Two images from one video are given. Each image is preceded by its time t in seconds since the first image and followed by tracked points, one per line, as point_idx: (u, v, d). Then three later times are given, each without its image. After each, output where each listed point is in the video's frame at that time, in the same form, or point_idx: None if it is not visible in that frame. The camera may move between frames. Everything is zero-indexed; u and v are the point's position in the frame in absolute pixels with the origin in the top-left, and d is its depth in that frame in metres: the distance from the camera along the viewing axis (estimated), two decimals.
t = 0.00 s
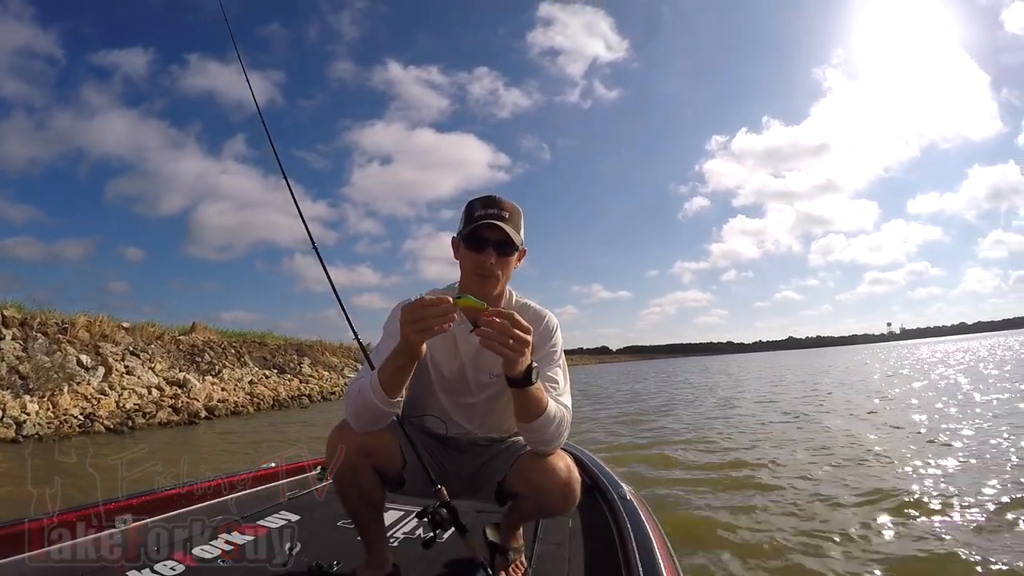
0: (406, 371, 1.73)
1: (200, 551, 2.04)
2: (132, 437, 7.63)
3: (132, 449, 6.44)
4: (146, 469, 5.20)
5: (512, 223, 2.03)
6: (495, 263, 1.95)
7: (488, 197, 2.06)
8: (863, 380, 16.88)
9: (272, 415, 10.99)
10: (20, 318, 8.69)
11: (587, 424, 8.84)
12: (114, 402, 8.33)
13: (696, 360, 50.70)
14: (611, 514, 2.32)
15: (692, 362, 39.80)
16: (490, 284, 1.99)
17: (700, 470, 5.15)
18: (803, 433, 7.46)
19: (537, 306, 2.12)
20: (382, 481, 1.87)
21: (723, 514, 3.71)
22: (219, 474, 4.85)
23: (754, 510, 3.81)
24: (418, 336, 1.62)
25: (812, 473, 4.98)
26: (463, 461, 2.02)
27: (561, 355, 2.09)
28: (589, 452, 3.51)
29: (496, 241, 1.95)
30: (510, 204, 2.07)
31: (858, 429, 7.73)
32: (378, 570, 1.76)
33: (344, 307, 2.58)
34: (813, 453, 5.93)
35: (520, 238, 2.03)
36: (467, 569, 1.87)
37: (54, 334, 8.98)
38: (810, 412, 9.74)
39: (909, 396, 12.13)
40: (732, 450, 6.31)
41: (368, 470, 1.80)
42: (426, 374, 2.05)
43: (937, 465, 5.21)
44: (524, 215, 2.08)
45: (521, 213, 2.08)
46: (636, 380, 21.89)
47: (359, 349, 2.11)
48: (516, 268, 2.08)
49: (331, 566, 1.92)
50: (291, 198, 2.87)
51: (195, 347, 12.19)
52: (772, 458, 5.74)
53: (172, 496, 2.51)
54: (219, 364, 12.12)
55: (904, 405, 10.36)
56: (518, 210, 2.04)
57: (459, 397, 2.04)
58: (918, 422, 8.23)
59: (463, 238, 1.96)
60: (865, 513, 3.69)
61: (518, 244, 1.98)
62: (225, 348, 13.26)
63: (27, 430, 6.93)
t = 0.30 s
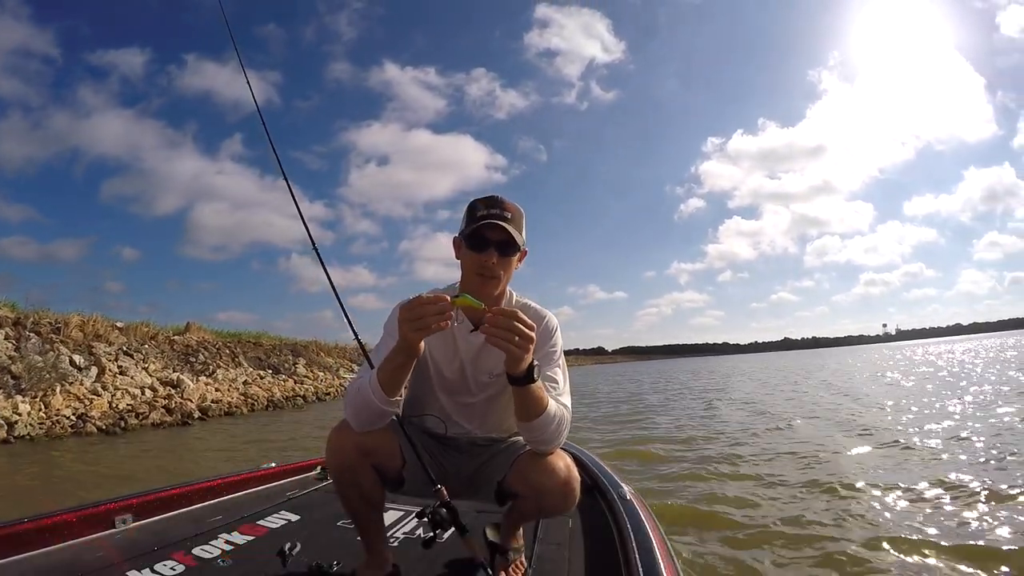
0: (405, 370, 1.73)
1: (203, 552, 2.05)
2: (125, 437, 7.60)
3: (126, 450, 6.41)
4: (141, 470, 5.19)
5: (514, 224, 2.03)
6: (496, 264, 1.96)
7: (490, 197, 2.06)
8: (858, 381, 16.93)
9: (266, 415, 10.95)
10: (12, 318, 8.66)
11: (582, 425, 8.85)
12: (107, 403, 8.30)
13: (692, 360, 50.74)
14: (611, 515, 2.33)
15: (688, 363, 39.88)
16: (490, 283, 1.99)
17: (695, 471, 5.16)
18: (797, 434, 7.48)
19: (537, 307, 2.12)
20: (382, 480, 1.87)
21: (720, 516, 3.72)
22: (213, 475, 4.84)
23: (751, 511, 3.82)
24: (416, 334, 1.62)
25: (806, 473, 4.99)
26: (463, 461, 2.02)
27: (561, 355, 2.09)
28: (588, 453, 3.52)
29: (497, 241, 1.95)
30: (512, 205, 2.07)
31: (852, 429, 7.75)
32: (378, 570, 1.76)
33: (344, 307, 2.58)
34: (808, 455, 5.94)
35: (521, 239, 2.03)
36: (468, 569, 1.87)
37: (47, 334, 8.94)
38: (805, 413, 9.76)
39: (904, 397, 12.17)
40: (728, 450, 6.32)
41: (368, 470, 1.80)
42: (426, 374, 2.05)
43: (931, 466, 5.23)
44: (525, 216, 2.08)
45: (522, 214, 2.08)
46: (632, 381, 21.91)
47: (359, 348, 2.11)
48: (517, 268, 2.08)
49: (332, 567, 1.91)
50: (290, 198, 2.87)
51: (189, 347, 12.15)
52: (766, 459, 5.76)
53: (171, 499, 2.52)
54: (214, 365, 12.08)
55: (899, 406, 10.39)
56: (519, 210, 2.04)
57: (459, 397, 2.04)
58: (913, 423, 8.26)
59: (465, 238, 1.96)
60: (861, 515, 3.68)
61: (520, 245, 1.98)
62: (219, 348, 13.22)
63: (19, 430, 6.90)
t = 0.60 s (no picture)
0: (405, 370, 1.73)
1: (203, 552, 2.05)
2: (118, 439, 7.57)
3: (118, 451, 6.38)
4: (134, 471, 5.16)
5: (506, 221, 2.03)
6: (491, 262, 1.96)
7: (481, 196, 2.07)
8: (853, 381, 17.00)
9: (261, 416, 10.92)
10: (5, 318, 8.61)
11: (577, 425, 8.86)
12: (100, 404, 8.26)
13: (687, 360, 50.84)
14: (611, 515, 2.34)
15: (683, 364, 39.92)
16: (486, 282, 1.99)
17: (690, 471, 5.17)
18: (792, 434, 7.50)
19: (535, 306, 2.13)
20: (382, 480, 1.87)
21: (716, 515, 3.73)
22: (207, 476, 4.83)
23: (746, 511, 3.83)
24: (416, 333, 1.62)
25: (800, 473, 5.00)
26: (463, 461, 2.02)
27: (561, 354, 2.09)
28: (589, 453, 3.54)
29: (490, 238, 1.95)
30: (504, 203, 2.07)
31: (847, 429, 7.78)
32: (378, 571, 1.76)
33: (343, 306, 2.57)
34: (803, 454, 5.96)
35: (514, 236, 2.03)
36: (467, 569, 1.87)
37: (39, 334, 8.90)
38: (800, 414, 9.80)
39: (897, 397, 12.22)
40: (723, 450, 6.34)
41: (368, 470, 1.80)
42: (426, 375, 2.05)
43: (925, 466, 5.25)
44: (518, 213, 2.08)
45: (515, 211, 2.08)
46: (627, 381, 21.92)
47: (358, 348, 2.12)
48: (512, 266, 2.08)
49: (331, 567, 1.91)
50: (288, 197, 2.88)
51: (183, 348, 12.10)
52: (761, 459, 5.77)
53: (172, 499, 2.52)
54: (208, 365, 12.04)
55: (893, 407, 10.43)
56: (512, 208, 2.05)
57: (458, 398, 2.04)
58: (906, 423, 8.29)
59: (458, 237, 1.97)
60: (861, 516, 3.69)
61: (513, 241, 1.98)
62: (213, 348, 13.18)
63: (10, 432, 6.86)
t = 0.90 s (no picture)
0: (398, 364, 1.72)
1: (202, 552, 2.04)
2: (111, 438, 7.54)
3: (112, 450, 6.36)
4: (129, 471, 5.15)
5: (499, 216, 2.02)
6: (487, 258, 1.95)
7: (472, 193, 2.06)
8: (847, 382, 17.06)
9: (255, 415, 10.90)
10: None
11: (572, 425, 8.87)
12: (93, 402, 8.24)
13: (683, 361, 50.88)
14: (610, 514, 2.35)
15: (679, 364, 39.98)
16: (483, 278, 1.98)
17: (685, 471, 5.18)
18: (785, 434, 7.53)
19: (534, 304, 2.12)
20: (383, 480, 1.88)
21: (710, 516, 3.74)
22: (201, 475, 4.81)
23: (741, 512, 3.83)
24: (401, 323, 1.60)
25: (795, 474, 5.01)
26: (464, 461, 2.02)
27: (562, 354, 2.09)
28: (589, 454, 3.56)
29: (482, 234, 1.93)
30: (495, 198, 2.06)
31: (841, 430, 7.80)
32: (378, 570, 1.76)
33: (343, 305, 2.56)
34: (797, 455, 5.97)
35: (507, 230, 2.01)
36: (467, 569, 1.88)
37: (33, 332, 8.87)
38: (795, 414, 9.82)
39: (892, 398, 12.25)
40: (720, 451, 6.34)
41: (369, 471, 1.80)
42: (427, 375, 2.06)
43: (918, 467, 5.26)
44: (510, 208, 2.06)
45: (507, 206, 2.07)
46: (623, 381, 21.93)
47: (358, 348, 2.12)
48: (508, 262, 2.06)
49: (330, 566, 1.91)
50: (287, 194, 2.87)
51: (177, 347, 12.07)
52: (755, 459, 5.78)
53: (173, 499, 2.52)
54: (203, 364, 12.01)
55: (887, 408, 10.46)
56: (503, 203, 2.03)
57: (460, 398, 2.05)
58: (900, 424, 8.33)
59: (451, 234, 1.96)
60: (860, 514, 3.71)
61: (506, 236, 1.96)
62: (208, 347, 13.14)
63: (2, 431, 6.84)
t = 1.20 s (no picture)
0: (395, 365, 1.72)
1: (202, 552, 2.04)
2: (104, 438, 7.52)
3: (105, 450, 6.35)
4: (123, 471, 5.14)
5: (496, 217, 2.02)
6: (484, 259, 1.95)
7: (469, 194, 2.06)
8: (842, 382, 17.09)
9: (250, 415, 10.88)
10: None
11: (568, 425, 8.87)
12: (87, 402, 8.21)
13: (679, 361, 50.89)
14: (610, 515, 2.35)
15: (675, 364, 39.99)
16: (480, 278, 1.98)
17: (680, 471, 5.18)
18: (780, 434, 7.54)
19: (533, 304, 2.12)
20: (382, 481, 1.88)
21: (706, 515, 3.75)
22: (196, 475, 4.80)
23: (736, 511, 3.84)
24: (401, 327, 1.60)
25: (789, 474, 5.01)
26: (464, 461, 2.03)
27: (560, 354, 2.09)
28: (588, 453, 3.57)
29: (479, 235, 1.94)
30: (493, 199, 2.06)
31: (836, 430, 7.81)
32: (378, 570, 1.77)
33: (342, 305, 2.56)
34: (792, 455, 5.98)
35: (505, 231, 2.01)
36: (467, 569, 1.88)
37: (26, 331, 8.84)
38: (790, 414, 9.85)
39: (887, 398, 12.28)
40: (716, 450, 6.35)
41: (368, 471, 1.80)
42: (425, 375, 2.06)
43: (912, 467, 5.28)
44: (508, 208, 2.07)
45: (505, 206, 2.07)
46: (619, 381, 21.92)
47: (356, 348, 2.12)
48: (506, 263, 2.06)
49: (329, 567, 1.91)
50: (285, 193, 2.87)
51: (172, 346, 12.03)
52: (749, 459, 5.79)
53: (173, 499, 2.51)
54: (198, 364, 11.98)
55: (883, 407, 10.48)
56: (501, 204, 2.04)
57: (458, 398, 2.05)
58: (895, 424, 8.34)
59: (448, 235, 1.97)
60: (865, 514, 3.71)
61: (503, 237, 1.96)
62: (203, 347, 13.10)
63: None
